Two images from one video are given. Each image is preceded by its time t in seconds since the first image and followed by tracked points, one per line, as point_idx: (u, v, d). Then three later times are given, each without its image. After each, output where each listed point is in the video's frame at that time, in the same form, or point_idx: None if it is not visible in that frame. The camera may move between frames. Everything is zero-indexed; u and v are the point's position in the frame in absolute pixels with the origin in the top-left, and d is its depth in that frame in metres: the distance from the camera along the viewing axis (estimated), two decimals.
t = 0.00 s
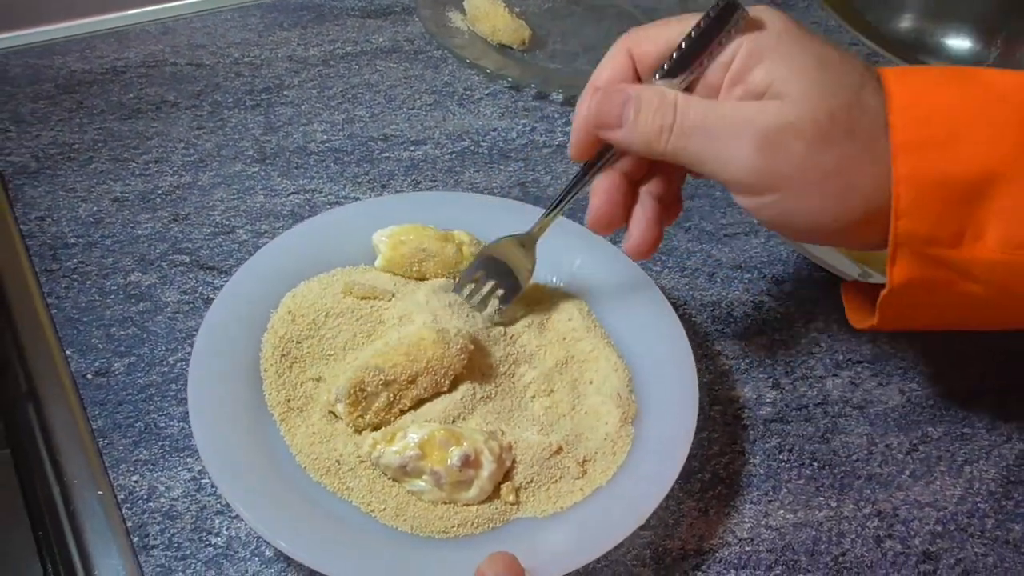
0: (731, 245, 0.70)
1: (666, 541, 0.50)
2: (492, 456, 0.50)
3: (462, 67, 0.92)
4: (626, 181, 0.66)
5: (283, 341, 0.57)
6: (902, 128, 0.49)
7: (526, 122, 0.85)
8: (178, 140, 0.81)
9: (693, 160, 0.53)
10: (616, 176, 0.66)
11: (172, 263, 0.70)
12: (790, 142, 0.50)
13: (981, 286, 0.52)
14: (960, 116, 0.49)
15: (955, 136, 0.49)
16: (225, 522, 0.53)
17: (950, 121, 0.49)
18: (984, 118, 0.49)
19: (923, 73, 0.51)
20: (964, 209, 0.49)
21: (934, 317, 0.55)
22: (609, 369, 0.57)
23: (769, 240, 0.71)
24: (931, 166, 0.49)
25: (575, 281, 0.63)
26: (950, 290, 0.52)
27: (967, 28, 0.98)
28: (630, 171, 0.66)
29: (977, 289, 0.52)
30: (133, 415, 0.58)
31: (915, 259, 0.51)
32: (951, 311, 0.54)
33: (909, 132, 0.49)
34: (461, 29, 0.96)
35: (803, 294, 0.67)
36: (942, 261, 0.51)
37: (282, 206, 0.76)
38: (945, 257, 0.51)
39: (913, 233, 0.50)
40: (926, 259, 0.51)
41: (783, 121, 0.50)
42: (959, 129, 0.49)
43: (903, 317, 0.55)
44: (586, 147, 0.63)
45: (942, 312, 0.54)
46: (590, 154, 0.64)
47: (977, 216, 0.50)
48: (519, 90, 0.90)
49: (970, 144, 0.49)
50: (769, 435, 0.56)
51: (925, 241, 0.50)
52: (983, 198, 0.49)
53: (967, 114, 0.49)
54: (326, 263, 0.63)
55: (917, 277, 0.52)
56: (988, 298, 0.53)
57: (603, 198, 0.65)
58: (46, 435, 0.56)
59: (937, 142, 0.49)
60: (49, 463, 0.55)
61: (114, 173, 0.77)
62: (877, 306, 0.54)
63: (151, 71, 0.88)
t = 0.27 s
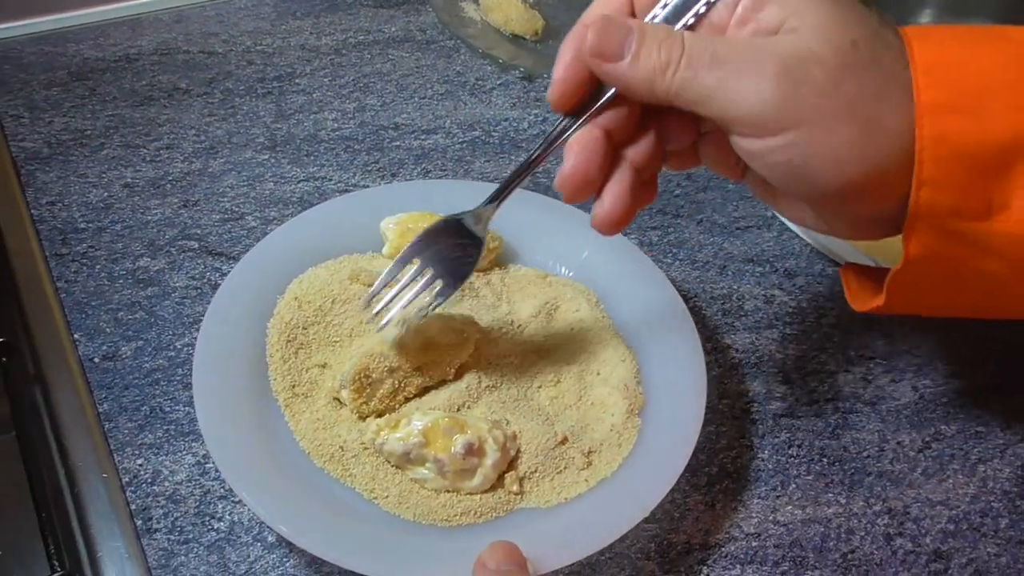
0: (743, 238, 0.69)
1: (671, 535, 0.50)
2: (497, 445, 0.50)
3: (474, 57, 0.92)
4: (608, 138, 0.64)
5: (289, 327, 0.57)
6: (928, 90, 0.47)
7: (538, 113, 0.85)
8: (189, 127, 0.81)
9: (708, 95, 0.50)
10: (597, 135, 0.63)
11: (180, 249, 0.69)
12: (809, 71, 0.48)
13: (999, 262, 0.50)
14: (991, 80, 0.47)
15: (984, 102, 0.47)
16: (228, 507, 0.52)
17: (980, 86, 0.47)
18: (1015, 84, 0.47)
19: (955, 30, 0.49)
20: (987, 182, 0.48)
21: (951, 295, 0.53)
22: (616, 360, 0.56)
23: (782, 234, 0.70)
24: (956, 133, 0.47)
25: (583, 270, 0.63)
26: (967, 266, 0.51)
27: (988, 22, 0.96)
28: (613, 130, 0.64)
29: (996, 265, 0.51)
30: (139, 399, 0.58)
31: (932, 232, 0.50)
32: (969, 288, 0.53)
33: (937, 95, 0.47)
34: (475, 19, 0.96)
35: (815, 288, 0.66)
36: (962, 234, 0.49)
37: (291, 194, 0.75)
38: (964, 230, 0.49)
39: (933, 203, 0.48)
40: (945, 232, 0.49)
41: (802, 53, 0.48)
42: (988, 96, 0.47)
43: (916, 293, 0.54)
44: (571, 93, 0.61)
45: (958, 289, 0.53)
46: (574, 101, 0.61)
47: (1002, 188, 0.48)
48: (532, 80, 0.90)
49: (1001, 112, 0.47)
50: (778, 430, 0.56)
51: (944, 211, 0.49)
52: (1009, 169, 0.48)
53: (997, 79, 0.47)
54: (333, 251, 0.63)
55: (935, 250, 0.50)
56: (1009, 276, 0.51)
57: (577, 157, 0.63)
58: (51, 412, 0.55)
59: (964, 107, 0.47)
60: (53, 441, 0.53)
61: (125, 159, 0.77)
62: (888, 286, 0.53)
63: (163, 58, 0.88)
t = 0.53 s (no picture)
0: (760, 235, 0.69)
1: (684, 533, 0.49)
2: (507, 441, 0.49)
3: (490, 54, 0.91)
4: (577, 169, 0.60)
5: (303, 323, 0.57)
6: (904, 95, 0.46)
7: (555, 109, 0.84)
8: (206, 125, 0.81)
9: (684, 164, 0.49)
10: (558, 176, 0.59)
11: (196, 245, 0.70)
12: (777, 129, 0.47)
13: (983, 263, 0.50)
14: (965, 83, 0.46)
15: (961, 105, 0.46)
16: (240, 502, 0.53)
17: (959, 89, 0.46)
18: (988, 88, 0.47)
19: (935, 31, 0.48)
20: (969, 184, 0.47)
21: (937, 295, 0.53)
22: (629, 357, 0.56)
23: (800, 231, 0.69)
24: (934, 136, 0.46)
25: (597, 266, 0.62)
26: (953, 269, 0.51)
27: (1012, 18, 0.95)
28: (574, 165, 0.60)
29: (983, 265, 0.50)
30: (153, 394, 0.58)
31: (915, 239, 0.49)
32: (956, 290, 0.53)
33: (913, 101, 0.46)
34: (491, 16, 0.95)
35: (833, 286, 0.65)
36: (945, 238, 0.49)
37: (306, 190, 0.76)
38: (948, 234, 0.49)
39: (915, 209, 0.48)
40: (927, 235, 0.49)
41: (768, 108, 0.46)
42: (965, 96, 0.46)
43: (904, 294, 0.54)
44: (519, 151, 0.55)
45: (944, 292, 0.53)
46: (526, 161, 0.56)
47: (985, 189, 0.48)
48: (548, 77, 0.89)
49: (979, 114, 0.46)
50: (794, 429, 0.55)
51: (926, 215, 0.48)
52: (991, 169, 0.47)
53: (974, 82, 0.46)
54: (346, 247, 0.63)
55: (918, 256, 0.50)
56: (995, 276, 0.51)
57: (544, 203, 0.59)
58: (68, 408, 0.55)
59: (943, 108, 0.46)
60: (69, 437, 0.54)
61: (143, 155, 0.77)
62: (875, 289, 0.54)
63: (182, 56, 0.89)
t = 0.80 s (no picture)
0: (762, 229, 0.68)
1: (684, 529, 0.48)
2: (504, 438, 0.49)
3: (491, 50, 0.90)
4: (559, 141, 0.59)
5: (298, 321, 0.56)
6: (891, 54, 0.45)
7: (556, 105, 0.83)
8: (204, 124, 0.81)
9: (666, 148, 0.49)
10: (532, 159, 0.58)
11: (193, 245, 0.69)
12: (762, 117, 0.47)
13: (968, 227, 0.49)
14: (955, 43, 0.45)
15: (949, 65, 0.45)
16: (235, 502, 0.52)
17: (948, 46, 0.45)
18: (974, 46, 0.45)
19: None
20: (955, 145, 0.46)
21: (924, 259, 0.52)
22: (628, 353, 0.55)
23: (802, 224, 0.68)
24: (921, 97, 0.45)
25: (596, 262, 0.61)
26: (939, 233, 0.50)
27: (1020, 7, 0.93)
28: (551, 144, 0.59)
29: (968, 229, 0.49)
30: (148, 395, 0.58)
31: (901, 205, 0.49)
32: (945, 254, 0.52)
33: (901, 59, 0.45)
34: (492, 13, 0.94)
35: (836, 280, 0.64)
36: (931, 203, 0.48)
37: (304, 189, 0.75)
38: (933, 198, 0.48)
39: (902, 172, 0.47)
40: (912, 200, 0.48)
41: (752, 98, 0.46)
42: (953, 55, 0.45)
43: (891, 256, 0.53)
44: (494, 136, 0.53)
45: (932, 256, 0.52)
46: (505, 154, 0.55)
47: (973, 149, 0.47)
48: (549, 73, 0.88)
49: (968, 71, 0.45)
50: (795, 423, 0.54)
51: (912, 178, 0.47)
52: (978, 130, 0.46)
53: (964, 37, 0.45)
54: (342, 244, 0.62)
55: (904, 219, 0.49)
56: (981, 240, 0.50)
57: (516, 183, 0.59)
58: (62, 407, 0.55)
59: (930, 67, 0.45)
60: (63, 436, 0.53)
61: (141, 156, 0.77)
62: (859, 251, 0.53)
63: (181, 57, 0.88)
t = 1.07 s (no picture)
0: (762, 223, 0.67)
1: (685, 526, 0.48)
2: (502, 436, 0.49)
3: (488, 46, 0.90)
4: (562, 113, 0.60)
5: (294, 319, 0.56)
6: (893, 69, 0.42)
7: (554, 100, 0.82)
8: (200, 122, 0.80)
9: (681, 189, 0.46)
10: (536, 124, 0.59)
11: (189, 243, 0.69)
12: (784, 153, 0.43)
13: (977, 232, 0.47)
14: (957, 51, 0.42)
15: (951, 74, 0.42)
16: (232, 503, 0.52)
17: (949, 54, 0.42)
18: (974, 53, 0.42)
19: None
20: (962, 153, 0.44)
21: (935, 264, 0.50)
22: (628, 349, 0.55)
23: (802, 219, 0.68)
24: (925, 108, 0.42)
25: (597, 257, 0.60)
26: (949, 240, 0.48)
27: None
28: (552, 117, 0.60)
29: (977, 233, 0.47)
30: (145, 395, 0.58)
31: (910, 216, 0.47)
32: (952, 258, 0.50)
33: (904, 71, 0.42)
34: (489, 8, 0.93)
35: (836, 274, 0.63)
36: (940, 211, 0.46)
37: (300, 186, 0.74)
38: (940, 206, 0.46)
39: (909, 182, 0.45)
40: (919, 210, 0.46)
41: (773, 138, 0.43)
42: (954, 62, 0.42)
43: (902, 263, 0.50)
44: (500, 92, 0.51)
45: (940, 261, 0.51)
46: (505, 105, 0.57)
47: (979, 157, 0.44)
48: (547, 68, 0.88)
49: (970, 77, 0.42)
50: (796, 419, 0.54)
51: (921, 188, 0.45)
52: (983, 137, 0.44)
53: (966, 42, 0.42)
54: (338, 241, 0.62)
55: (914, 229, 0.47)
56: (990, 244, 0.48)
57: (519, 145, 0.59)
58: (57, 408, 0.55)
59: (933, 77, 0.42)
60: (58, 436, 0.54)
61: (136, 154, 0.76)
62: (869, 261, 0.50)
63: (177, 54, 0.88)
